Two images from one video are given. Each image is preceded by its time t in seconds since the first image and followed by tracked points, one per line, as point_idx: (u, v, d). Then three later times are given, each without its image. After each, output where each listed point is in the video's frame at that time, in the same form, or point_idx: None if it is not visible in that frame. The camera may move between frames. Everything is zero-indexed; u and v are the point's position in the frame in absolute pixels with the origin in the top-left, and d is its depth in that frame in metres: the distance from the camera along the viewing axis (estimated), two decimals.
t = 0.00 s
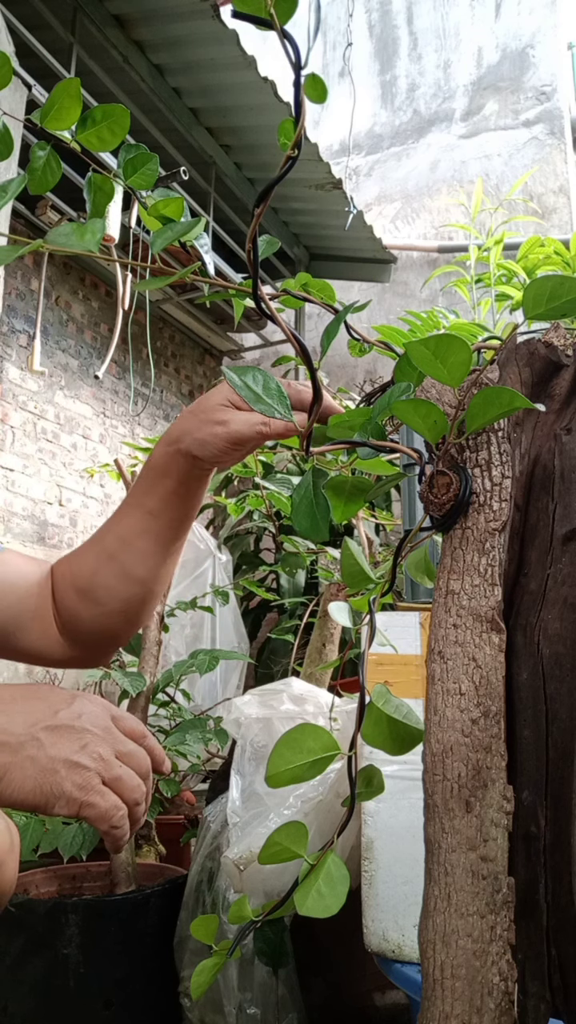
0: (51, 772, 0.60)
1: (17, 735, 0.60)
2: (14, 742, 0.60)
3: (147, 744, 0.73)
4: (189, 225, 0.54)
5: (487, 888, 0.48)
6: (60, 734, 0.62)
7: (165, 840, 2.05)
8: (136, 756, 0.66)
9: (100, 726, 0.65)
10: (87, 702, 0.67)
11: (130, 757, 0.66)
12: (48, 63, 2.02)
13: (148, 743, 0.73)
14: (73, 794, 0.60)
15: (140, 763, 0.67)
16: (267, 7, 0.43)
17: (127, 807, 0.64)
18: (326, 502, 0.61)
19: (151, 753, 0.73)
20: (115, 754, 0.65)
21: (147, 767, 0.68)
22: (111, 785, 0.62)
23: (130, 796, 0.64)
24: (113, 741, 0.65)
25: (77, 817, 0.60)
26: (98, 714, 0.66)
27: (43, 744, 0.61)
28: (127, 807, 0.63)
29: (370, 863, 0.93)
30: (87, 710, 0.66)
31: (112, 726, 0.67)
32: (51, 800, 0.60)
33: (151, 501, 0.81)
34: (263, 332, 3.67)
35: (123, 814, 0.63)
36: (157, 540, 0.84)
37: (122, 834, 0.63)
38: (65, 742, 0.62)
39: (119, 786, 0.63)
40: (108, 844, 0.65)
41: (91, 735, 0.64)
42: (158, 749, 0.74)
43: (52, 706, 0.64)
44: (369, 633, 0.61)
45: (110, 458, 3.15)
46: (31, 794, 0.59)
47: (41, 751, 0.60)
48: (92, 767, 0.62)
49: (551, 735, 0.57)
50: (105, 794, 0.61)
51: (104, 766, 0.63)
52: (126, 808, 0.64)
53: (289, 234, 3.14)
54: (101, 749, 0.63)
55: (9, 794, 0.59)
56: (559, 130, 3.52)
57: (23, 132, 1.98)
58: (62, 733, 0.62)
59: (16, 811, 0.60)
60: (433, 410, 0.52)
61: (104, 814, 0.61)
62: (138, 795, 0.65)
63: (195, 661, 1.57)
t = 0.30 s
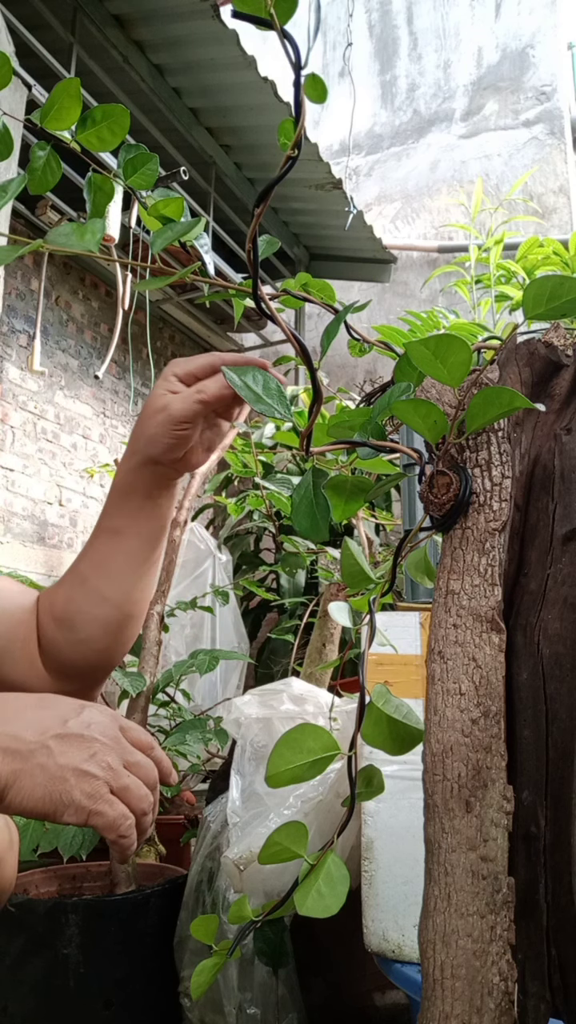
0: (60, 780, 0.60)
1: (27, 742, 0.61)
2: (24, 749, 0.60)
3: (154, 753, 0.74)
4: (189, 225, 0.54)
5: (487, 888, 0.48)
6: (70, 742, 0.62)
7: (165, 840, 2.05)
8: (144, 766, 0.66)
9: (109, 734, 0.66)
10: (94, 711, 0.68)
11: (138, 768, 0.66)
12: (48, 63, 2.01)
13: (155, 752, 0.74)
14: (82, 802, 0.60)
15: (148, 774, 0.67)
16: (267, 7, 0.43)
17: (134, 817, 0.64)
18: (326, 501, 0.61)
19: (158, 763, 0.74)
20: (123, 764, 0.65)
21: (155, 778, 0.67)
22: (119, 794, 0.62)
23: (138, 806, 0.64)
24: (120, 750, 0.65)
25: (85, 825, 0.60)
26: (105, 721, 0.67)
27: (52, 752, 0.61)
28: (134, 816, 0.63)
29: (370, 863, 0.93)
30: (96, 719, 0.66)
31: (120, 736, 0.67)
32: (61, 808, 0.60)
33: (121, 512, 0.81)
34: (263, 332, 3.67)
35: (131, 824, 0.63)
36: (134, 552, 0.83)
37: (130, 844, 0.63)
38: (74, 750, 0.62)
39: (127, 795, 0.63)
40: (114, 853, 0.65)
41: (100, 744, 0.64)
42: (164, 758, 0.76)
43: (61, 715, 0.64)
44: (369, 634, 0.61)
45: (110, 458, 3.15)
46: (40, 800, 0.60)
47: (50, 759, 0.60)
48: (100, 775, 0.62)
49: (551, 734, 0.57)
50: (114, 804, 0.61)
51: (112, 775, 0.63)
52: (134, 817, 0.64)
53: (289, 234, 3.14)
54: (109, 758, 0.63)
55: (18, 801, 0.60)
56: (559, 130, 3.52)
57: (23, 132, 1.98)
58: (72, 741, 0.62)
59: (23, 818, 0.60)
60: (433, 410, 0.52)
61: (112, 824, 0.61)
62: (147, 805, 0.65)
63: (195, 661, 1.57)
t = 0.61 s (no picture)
0: (62, 783, 0.60)
1: (29, 745, 0.61)
2: (26, 751, 0.60)
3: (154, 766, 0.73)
4: (189, 225, 0.54)
5: (487, 887, 0.48)
6: (70, 746, 0.63)
7: (165, 840, 2.05)
8: (144, 773, 0.66)
9: (110, 740, 0.66)
10: (96, 717, 0.68)
11: (138, 774, 0.65)
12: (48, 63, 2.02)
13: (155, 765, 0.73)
14: (82, 805, 0.60)
15: (148, 782, 0.66)
16: (267, 6, 0.43)
17: (134, 823, 0.63)
18: (326, 502, 0.61)
19: (157, 774, 0.74)
20: (124, 769, 0.64)
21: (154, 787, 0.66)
22: (119, 799, 0.62)
23: (137, 811, 0.63)
24: (121, 757, 0.65)
25: (85, 829, 0.60)
26: (106, 727, 0.67)
27: (55, 755, 0.61)
28: (134, 822, 0.62)
29: (370, 863, 0.93)
30: (101, 726, 0.67)
31: (121, 742, 0.67)
32: (61, 810, 0.60)
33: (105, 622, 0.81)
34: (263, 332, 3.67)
35: (130, 829, 0.62)
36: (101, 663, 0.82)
37: (128, 852, 0.62)
38: (75, 754, 0.62)
39: (127, 801, 0.62)
40: (113, 861, 0.63)
41: (102, 750, 0.64)
42: (164, 770, 0.75)
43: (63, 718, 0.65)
44: (369, 634, 0.61)
45: (110, 458, 3.15)
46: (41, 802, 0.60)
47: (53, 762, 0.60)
48: (101, 779, 0.62)
49: (551, 734, 0.57)
50: (114, 807, 0.60)
51: (112, 779, 0.62)
52: (133, 824, 0.63)
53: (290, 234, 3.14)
54: (110, 763, 0.63)
55: (21, 803, 0.60)
56: (559, 130, 3.52)
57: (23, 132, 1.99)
58: (73, 746, 0.63)
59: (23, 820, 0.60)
60: (433, 410, 0.52)
61: (112, 829, 0.60)
62: (145, 813, 0.64)
63: (195, 661, 1.57)
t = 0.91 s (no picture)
0: (59, 780, 0.60)
1: (27, 744, 0.61)
2: (24, 750, 0.61)
3: (152, 764, 0.74)
4: (189, 225, 0.54)
5: (487, 888, 0.48)
6: (67, 744, 0.63)
7: (165, 840, 2.05)
8: (141, 771, 0.66)
9: (108, 737, 0.66)
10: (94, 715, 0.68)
11: (135, 772, 0.66)
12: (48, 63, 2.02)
13: (153, 763, 0.74)
14: (80, 804, 0.60)
15: (145, 780, 0.67)
16: (267, 7, 0.43)
17: (131, 821, 0.63)
18: (327, 501, 0.59)
19: (155, 773, 0.75)
20: (121, 769, 0.64)
21: (151, 784, 0.67)
22: (116, 798, 0.62)
23: (135, 810, 0.63)
24: (117, 754, 0.65)
25: (83, 827, 0.60)
26: (104, 724, 0.67)
27: (52, 754, 0.61)
28: (131, 820, 0.63)
29: (370, 863, 0.93)
30: (99, 724, 0.66)
31: (118, 738, 0.67)
32: (59, 808, 0.60)
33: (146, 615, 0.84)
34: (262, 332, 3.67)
35: (127, 827, 0.62)
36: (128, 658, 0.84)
37: (125, 849, 0.63)
38: (71, 752, 0.62)
39: (125, 799, 0.63)
40: (111, 856, 0.64)
41: (101, 749, 0.64)
42: (161, 769, 0.76)
43: (61, 716, 0.65)
44: (369, 634, 0.61)
45: (110, 458, 3.15)
46: (38, 799, 0.60)
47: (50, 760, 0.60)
48: (98, 778, 0.62)
49: (551, 734, 0.57)
50: (111, 806, 0.61)
51: (109, 778, 0.62)
52: (130, 822, 0.63)
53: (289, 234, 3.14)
54: (107, 763, 0.63)
55: (18, 801, 0.60)
56: (559, 130, 3.52)
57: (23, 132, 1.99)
58: (69, 744, 0.63)
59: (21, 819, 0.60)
60: (433, 410, 0.52)
61: (109, 827, 0.61)
62: (143, 812, 0.64)
63: (195, 661, 1.56)
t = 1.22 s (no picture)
0: (56, 778, 0.60)
1: (22, 740, 0.61)
2: (19, 747, 0.60)
3: (150, 751, 0.71)
4: (189, 225, 0.54)
5: (487, 888, 0.48)
6: (63, 740, 0.62)
7: (165, 840, 2.05)
8: (139, 763, 0.66)
9: (104, 730, 0.66)
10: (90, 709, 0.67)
11: (133, 766, 0.66)
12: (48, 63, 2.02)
13: (151, 750, 0.72)
14: (78, 800, 0.60)
15: (144, 771, 0.67)
16: (267, 7, 0.43)
17: (130, 813, 0.64)
18: (326, 502, 0.58)
19: (153, 760, 0.73)
20: (119, 762, 0.64)
21: (148, 775, 0.67)
22: (115, 792, 0.62)
23: (133, 803, 0.64)
24: (115, 749, 0.65)
25: (82, 823, 0.61)
26: (101, 717, 0.66)
27: (47, 750, 0.61)
28: (130, 813, 0.63)
29: (370, 863, 0.93)
30: (97, 717, 0.66)
31: (115, 730, 0.67)
32: (56, 806, 0.60)
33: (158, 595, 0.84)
34: (263, 332, 3.67)
35: (126, 821, 0.62)
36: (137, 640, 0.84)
37: (125, 842, 0.63)
38: (66, 749, 0.62)
39: (123, 793, 0.63)
40: (110, 851, 0.64)
41: (97, 743, 0.64)
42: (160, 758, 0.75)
43: (56, 709, 0.64)
44: (369, 633, 0.61)
45: (110, 458, 3.15)
46: (35, 796, 0.60)
47: (46, 758, 0.60)
48: (95, 774, 0.62)
49: (551, 734, 0.57)
50: (110, 801, 0.61)
51: (108, 773, 0.62)
52: (129, 815, 0.64)
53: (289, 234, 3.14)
54: (104, 757, 0.63)
55: (15, 799, 0.60)
56: (559, 130, 3.52)
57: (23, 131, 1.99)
58: (64, 739, 0.62)
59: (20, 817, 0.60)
60: (433, 410, 0.52)
61: (108, 821, 0.61)
62: (141, 803, 0.65)
63: (195, 661, 1.56)
